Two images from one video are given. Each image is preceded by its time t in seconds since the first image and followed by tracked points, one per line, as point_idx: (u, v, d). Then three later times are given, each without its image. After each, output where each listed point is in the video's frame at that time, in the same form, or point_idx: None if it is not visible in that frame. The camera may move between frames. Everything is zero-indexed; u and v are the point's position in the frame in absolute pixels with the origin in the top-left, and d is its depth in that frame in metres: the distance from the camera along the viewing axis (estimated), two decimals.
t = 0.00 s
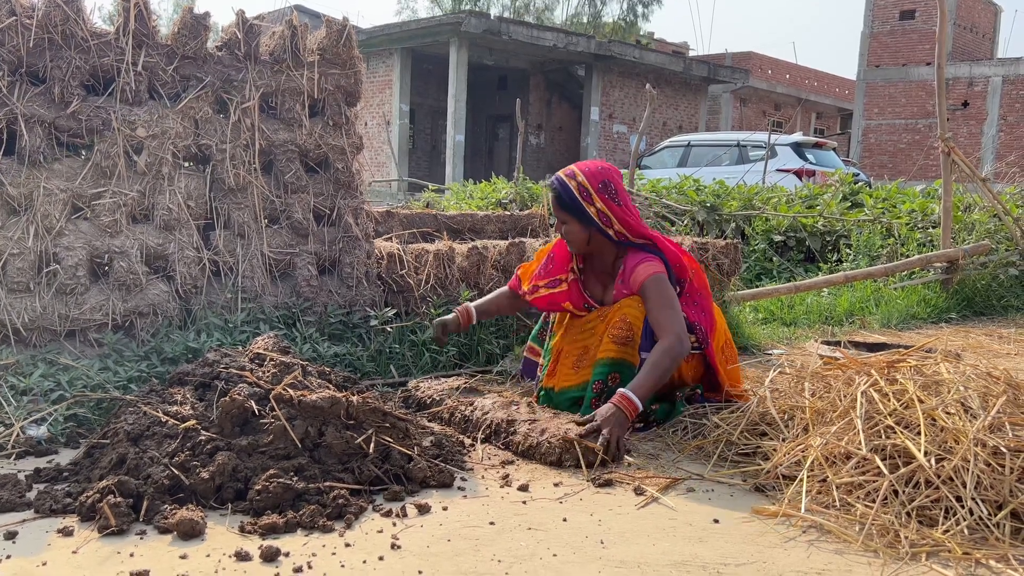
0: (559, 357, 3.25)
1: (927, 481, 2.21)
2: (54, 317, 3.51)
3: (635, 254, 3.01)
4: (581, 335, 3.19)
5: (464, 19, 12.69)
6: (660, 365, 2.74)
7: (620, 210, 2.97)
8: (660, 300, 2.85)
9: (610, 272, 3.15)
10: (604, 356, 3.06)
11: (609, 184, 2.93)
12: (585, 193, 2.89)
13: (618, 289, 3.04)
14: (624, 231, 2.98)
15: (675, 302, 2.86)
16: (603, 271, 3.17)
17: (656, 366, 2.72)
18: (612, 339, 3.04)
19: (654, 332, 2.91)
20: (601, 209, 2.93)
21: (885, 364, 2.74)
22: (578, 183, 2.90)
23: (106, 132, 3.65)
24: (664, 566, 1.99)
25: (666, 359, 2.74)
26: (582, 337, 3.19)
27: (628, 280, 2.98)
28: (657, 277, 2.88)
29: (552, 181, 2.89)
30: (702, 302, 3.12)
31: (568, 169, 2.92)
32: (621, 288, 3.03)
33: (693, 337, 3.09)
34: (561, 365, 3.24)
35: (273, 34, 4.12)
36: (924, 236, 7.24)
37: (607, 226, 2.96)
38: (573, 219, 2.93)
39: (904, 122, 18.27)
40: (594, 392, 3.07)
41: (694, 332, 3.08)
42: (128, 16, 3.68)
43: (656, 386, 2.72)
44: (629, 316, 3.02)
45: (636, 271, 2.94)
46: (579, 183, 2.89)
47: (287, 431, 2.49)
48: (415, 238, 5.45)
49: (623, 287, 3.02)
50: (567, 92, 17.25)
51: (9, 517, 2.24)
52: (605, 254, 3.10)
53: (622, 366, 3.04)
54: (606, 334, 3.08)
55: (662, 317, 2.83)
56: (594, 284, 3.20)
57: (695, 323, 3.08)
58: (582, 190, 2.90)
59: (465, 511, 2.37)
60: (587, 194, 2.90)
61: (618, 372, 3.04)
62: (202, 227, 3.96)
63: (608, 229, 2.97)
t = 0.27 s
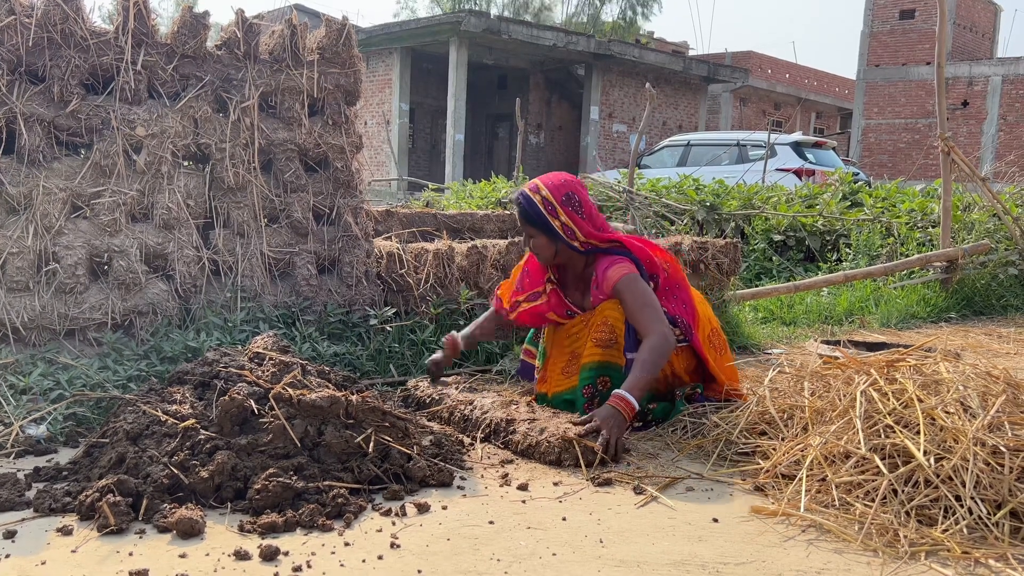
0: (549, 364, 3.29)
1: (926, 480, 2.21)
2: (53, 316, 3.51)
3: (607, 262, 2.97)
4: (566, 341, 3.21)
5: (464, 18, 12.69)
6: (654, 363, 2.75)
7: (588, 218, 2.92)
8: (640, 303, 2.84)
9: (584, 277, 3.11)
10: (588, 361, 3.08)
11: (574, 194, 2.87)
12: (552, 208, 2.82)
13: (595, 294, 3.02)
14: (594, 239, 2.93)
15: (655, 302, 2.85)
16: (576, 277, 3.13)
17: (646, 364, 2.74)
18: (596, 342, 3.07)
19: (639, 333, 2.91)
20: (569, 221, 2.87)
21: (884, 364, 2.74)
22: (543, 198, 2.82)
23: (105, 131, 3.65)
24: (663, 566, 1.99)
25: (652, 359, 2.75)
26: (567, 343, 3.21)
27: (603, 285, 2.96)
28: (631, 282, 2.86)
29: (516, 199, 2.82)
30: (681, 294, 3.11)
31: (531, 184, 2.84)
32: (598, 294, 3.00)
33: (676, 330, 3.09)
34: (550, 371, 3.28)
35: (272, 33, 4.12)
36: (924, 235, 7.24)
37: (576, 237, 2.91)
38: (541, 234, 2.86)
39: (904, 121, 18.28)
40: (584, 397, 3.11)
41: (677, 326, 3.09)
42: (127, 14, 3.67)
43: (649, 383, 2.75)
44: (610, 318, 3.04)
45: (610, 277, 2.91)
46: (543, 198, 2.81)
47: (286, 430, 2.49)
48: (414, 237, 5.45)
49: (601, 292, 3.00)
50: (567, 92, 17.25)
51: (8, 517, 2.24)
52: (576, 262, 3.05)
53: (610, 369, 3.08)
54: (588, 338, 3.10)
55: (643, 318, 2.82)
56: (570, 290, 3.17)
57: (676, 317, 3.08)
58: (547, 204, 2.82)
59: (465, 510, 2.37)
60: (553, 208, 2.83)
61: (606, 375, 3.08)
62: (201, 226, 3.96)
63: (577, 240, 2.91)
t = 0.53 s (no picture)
0: (547, 365, 3.29)
1: (926, 480, 2.21)
2: (53, 315, 3.51)
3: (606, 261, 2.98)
4: (564, 342, 3.21)
5: (464, 18, 12.68)
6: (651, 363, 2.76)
7: (586, 218, 2.94)
8: (637, 303, 2.86)
9: (580, 276, 3.13)
10: (587, 360, 3.08)
11: (573, 193, 2.88)
12: (551, 208, 2.83)
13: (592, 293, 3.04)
14: (592, 238, 2.95)
15: (652, 302, 2.88)
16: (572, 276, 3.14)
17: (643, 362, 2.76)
18: (594, 341, 3.07)
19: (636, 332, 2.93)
20: (568, 220, 2.88)
21: (883, 364, 2.74)
22: (543, 197, 2.82)
23: (105, 131, 3.65)
24: (663, 566, 1.99)
25: (650, 358, 2.76)
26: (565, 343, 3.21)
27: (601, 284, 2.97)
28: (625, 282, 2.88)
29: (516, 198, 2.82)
30: (677, 292, 3.11)
31: (530, 184, 2.85)
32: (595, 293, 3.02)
33: (674, 327, 3.09)
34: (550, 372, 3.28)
35: (271, 33, 4.12)
36: (923, 235, 7.24)
37: (575, 237, 2.92)
38: (541, 234, 2.87)
39: (904, 121, 18.30)
40: (584, 396, 3.10)
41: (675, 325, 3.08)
42: (126, 14, 3.67)
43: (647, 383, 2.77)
44: (608, 317, 3.04)
45: (607, 276, 2.93)
46: (543, 197, 2.82)
47: (285, 430, 2.49)
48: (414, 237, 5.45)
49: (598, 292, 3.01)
50: (567, 91, 17.25)
51: (7, 516, 2.24)
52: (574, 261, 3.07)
53: (609, 368, 3.08)
54: (586, 337, 3.10)
55: (640, 318, 2.84)
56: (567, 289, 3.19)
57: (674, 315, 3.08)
58: (547, 204, 2.83)
59: (464, 510, 2.37)
60: (553, 207, 2.83)
61: (605, 374, 3.08)
62: (201, 226, 3.96)
63: (575, 239, 2.92)
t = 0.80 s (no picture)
0: (547, 365, 3.29)
1: (925, 479, 2.21)
2: (53, 315, 3.51)
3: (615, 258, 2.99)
4: (564, 341, 3.22)
5: (463, 18, 12.67)
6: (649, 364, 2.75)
7: (594, 214, 2.94)
8: (641, 300, 2.85)
9: (583, 275, 3.12)
10: (587, 359, 3.09)
11: (582, 190, 2.89)
12: (561, 203, 2.82)
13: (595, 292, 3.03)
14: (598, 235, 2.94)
15: (654, 301, 2.86)
16: (575, 274, 3.13)
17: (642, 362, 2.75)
18: (595, 341, 3.08)
19: (637, 332, 2.92)
20: (577, 215, 2.87)
21: (883, 364, 2.74)
22: (554, 193, 2.81)
23: (104, 131, 3.65)
24: (662, 566, 1.99)
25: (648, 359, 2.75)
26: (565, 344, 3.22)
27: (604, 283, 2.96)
28: (626, 280, 2.87)
29: (525, 195, 2.80)
30: (680, 294, 3.11)
31: (540, 180, 2.84)
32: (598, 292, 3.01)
33: (673, 328, 3.09)
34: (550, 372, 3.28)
35: (271, 33, 4.12)
36: (923, 235, 7.24)
37: (582, 232, 2.90)
38: (551, 230, 2.85)
39: (904, 121, 18.30)
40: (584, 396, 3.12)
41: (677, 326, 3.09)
42: (126, 14, 3.67)
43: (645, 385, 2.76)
44: (609, 317, 3.05)
45: (609, 274, 2.92)
46: (555, 194, 2.81)
47: (285, 430, 2.49)
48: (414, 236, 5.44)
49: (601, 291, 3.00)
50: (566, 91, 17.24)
51: (7, 516, 2.24)
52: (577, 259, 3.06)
53: (608, 368, 3.08)
54: (587, 337, 3.11)
55: (643, 315, 2.83)
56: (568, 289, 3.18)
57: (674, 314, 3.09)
58: (559, 200, 2.82)
59: (463, 510, 2.37)
60: (564, 203, 2.83)
61: (605, 374, 3.09)
62: (200, 226, 3.95)
63: (583, 235, 2.91)
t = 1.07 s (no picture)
0: (547, 365, 3.29)
1: (924, 479, 2.22)
2: (52, 315, 3.51)
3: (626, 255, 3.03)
4: (566, 341, 3.21)
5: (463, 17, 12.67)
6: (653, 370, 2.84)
7: (608, 211, 2.98)
8: (649, 302, 2.91)
9: (591, 273, 3.16)
10: (590, 360, 3.08)
11: (597, 187, 2.92)
12: (578, 200, 2.84)
13: (600, 292, 3.06)
14: (609, 234, 2.98)
15: (659, 304, 2.92)
16: (581, 273, 3.18)
17: (645, 366, 2.83)
18: (597, 342, 3.07)
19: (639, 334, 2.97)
20: (592, 213, 2.90)
21: (882, 364, 2.74)
22: (571, 190, 2.84)
23: (104, 131, 3.65)
24: (661, 566, 2.00)
25: (649, 363, 2.84)
26: (567, 343, 3.21)
27: (611, 282, 3.00)
28: (635, 280, 2.92)
29: (542, 193, 2.80)
30: (683, 296, 3.14)
31: (556, 178, 2.85)
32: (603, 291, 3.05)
33: (678, 331, 3.10)
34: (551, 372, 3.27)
35: (271, 33, 4.12)
36: (922, 235, 7.24)
37: (595, 231, 2.93)
38: (567, 228, 2.87)
39: (903, 121, 18.30)
40: (585, 396, 3.11)
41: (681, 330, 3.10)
42: (125, 14, 3.67)
43: (645, 390, 2.83)
44: (612, 318, 3.03)
45: (618, 274, 2.96)
46: (572, 190, 2.84)
47: (284, 430, 2.49)
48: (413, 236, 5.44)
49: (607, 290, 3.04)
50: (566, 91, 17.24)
51: (7, 516, 2.25)
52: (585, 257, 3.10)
53: (610, 368, 3.08)
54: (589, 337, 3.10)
55: (649, 317, 2.90)
56: (572, 289, 3.23)
57: (679, 317, 3.10)
58: (576, 197, 2.85)
59: (463, 510, 2.38)
60: (582, 200, 2.86)
61: (607, 374, 3.09)
62: (200, 226, 3.95)
63: (595, 234, 2.94)
